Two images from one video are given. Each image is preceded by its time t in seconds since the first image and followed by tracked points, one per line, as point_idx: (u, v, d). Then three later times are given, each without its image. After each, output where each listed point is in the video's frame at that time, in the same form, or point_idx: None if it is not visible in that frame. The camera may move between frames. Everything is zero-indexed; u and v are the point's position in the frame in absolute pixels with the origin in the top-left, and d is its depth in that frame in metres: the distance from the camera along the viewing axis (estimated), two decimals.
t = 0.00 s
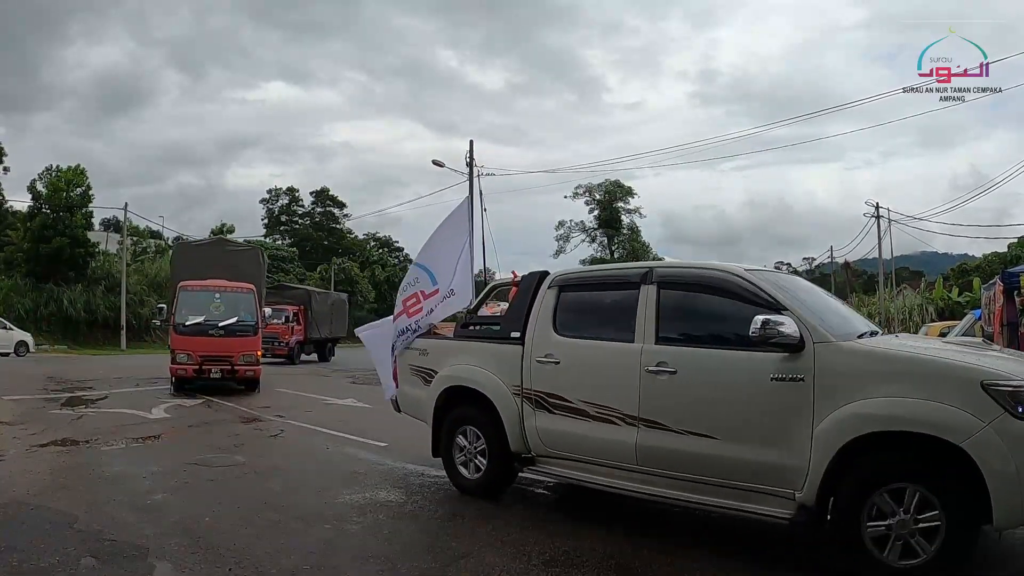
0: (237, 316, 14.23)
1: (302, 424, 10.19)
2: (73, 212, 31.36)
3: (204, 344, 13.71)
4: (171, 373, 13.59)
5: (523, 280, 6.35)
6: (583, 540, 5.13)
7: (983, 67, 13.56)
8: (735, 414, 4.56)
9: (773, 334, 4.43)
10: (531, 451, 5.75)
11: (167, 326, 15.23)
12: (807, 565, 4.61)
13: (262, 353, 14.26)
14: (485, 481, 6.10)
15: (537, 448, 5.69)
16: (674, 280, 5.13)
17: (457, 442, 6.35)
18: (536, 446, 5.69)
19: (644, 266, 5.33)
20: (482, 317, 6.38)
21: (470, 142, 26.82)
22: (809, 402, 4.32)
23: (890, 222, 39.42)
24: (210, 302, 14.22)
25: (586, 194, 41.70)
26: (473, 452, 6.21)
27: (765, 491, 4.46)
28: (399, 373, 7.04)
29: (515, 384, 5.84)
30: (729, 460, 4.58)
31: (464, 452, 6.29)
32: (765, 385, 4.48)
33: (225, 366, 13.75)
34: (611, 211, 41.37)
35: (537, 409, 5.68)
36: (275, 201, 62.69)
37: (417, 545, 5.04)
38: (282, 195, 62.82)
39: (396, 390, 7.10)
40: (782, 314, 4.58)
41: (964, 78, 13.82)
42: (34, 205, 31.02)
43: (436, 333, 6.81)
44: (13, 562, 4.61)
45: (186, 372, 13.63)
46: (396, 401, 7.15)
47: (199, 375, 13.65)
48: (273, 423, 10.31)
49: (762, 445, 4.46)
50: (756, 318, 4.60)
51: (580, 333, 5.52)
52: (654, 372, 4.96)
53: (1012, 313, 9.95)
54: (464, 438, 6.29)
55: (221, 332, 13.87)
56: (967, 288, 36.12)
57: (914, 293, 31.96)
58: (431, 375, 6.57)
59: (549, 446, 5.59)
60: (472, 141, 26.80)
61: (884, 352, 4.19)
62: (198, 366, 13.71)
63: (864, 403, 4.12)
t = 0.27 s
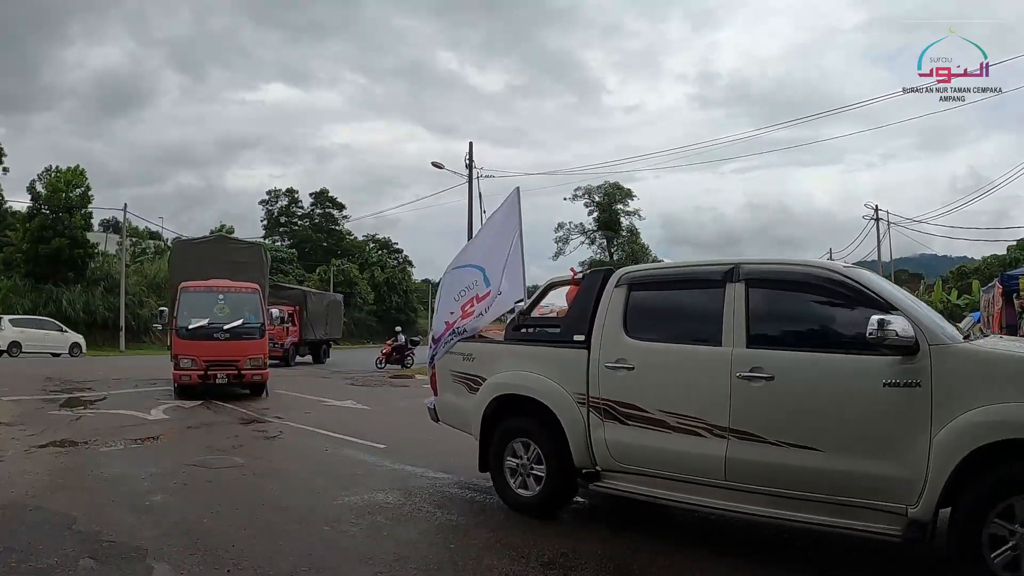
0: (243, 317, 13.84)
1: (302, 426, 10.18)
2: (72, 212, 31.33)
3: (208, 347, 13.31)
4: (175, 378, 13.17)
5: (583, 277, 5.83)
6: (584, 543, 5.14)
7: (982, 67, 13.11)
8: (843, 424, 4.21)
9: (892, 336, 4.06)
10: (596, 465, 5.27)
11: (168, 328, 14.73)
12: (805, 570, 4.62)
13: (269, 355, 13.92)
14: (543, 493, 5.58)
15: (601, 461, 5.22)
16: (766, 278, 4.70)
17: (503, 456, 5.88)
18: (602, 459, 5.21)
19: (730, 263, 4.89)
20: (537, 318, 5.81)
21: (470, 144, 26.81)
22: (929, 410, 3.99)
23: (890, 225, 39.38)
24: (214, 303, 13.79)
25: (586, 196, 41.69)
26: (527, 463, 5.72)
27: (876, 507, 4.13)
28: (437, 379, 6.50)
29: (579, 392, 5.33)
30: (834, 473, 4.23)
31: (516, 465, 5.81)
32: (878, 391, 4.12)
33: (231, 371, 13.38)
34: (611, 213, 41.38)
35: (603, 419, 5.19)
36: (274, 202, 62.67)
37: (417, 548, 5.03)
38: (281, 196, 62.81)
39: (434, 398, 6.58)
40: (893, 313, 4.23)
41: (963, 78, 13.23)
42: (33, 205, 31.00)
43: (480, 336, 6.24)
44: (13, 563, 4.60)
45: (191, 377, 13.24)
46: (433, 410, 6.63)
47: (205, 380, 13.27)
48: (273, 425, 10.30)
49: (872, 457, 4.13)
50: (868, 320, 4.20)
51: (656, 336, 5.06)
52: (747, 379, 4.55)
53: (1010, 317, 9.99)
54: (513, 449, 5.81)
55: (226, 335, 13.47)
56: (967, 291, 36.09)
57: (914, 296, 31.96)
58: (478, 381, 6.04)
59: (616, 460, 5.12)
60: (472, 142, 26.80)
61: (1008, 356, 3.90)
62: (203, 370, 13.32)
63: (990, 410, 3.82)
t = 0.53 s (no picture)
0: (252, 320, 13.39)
1: (301, 428, 10.17)
2: (72, 214, 31.33)
3: (216, 351, 12.81)
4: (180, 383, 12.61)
5: (654, 271, 5.42)
6: (581, 543, 5.18)
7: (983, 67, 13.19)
8: (952, 431, 3.95)
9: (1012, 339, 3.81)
10: (668, 479, 4.88)
11: (172, 330, 14.20)
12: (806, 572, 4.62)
13: (279, 360, 13.46)
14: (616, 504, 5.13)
15: (677, 475, 4.82)
16: (863, 275, 4.39)
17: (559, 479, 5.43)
18: (676, 472, 4.82)
19: (821, 258, 4.54)
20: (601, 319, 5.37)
21: (469, 146, 26.87)
22: None
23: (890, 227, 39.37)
24: (222, 305, 13.36)
25: (586, 198, 41.71)
26: (589, 478, 5.27)
27: (989, 522, 3.87)
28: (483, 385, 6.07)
29: (651, 400, 4.90)
30: (941, 484, 3.97)
31: (576, 484, 5.35)
32: (994, 396, 3.86)
33: (240, 376, 12.87)
34: (611, 215, 41.46)
35: (681, 429, 4.78)
36: (274, 204, 62.68)
37: (415, 549, 5.05)
38: (281, 198, 62.82)
39: (477, 405, 6.16)
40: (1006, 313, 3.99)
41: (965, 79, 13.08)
42: (32, 207, 30.99)
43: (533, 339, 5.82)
44: (13, 564, 4.61)
45: (198, 382, 12.71)
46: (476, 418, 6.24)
47: (211, 384, 12.74)
48: (273, 426, 10.29)
49: (985, 468, 3.88)
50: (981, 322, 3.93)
51: (737, 338, 4.70)
52: (850, 384, 4.24)
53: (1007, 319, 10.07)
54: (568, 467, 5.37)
55: (235, 338, 12.99)
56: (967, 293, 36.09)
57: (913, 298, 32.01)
58: (531, 387, 5.59)
59: (696, 473, 4.73)
60: (471, 145, 26.86)
61: None
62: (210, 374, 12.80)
63: None
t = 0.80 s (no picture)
0: (266, 322, 12.21)
1: (301, 429, 10.20)
2: (71, 215, 31.28)
3: (227, 354, 11.65)
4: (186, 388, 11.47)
5: (726, 267, 5.09)
6: (579, 543, 5.20)
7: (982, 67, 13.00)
8: None
9: None
10: (748, 492, 4.49)
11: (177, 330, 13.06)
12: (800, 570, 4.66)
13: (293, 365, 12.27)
14: (695, 507, 4.68)
15: (757, 487, 4.44)
16: (962, 273, 4.14)
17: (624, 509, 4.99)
18: (757, 484, 4.44)
19: (914, 254, 4.26)
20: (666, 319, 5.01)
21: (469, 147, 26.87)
22: None
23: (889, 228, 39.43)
24: (233, 305, 12.20)
25: (586, 198, 41.71)
26: (655, 489, 4.85)
27: None
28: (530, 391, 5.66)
29: (731, 407, 4.52)
30: (1002, 488, 3.80)
31: (640, 497, 4.93)
32: None
33: (252, 380, 11.77)
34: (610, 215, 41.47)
35: (762, 438, 4.42)
36: (274, 205, 62.70)
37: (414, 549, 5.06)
38: (281, 199, 62.81)
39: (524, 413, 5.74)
40: None
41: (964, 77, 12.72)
42: (31, 208, 30.93)
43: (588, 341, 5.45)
44: (13, 564, 4.62)
45: (206, 387, 11.56)
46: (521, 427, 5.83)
47: (221, 390, 11.58)
48: (273, 427, 10.32)
49: None
50: None
51: (826, 339, 4.38)
52: (953, 387, 3.93)
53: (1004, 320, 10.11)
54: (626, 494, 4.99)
55: (247, 341, 11.82)
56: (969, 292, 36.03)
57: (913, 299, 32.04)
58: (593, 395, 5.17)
59: (780, 485, 4.36)
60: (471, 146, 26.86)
61: None
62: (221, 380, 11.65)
63: None
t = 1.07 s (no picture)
0: (282, 322, 11.41)
1: (301, 428, 10.20)
2: (71, 214, 31.26)
3: (241, 355, 10.88)
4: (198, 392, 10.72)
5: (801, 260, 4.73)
6: (579, 543, 5.20)
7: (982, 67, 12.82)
8: None
9: None
10: (830, 501, 4.22)
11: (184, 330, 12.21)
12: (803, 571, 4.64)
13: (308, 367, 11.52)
14: (777, 504, 4.40)
15: (843, 497, 4.17)
16: None
17: (717, 539, 4.62)
18: (838, 491, 4.18)
19: (1007, 247, 3.95)
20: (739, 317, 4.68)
21: (468, 148, 26.87)
22: None
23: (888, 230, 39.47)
24: (245, 305, 11.36)
25: (585, 198, 41.72)
26: (729, 499, 4.58)
27: None
28: (585, 395, 5.33)
29: (812, 410, 4.24)
30: None
31: (712, 508, 4.65)
32: None
33: (268, 384, 11.06)
34: (610, 215, 41.47)
35: (846, 444, 4.14)
36: (273, 205, 62.69)
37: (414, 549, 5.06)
38: (281, 199, 62.79)
39: (578, 417, 5.40)
40: None
41: (965, 76, 12.75)
42: (31, 208, 30.90)
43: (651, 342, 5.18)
44: (12, 565, 4.62)
45: (218, 391, 10.78)
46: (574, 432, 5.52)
47: (235, 394, 10.82)
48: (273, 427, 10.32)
49: None
50: None
51: (920, 338, 4.08)
52: None
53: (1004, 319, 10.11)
54: (707, 526, 4.66)
55: (262, 342, 11.05)
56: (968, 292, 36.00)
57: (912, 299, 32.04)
58: (659, 399, 4.83)
59: (867, 494, 4.10)
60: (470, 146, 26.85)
61: None
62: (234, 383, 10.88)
63: None
